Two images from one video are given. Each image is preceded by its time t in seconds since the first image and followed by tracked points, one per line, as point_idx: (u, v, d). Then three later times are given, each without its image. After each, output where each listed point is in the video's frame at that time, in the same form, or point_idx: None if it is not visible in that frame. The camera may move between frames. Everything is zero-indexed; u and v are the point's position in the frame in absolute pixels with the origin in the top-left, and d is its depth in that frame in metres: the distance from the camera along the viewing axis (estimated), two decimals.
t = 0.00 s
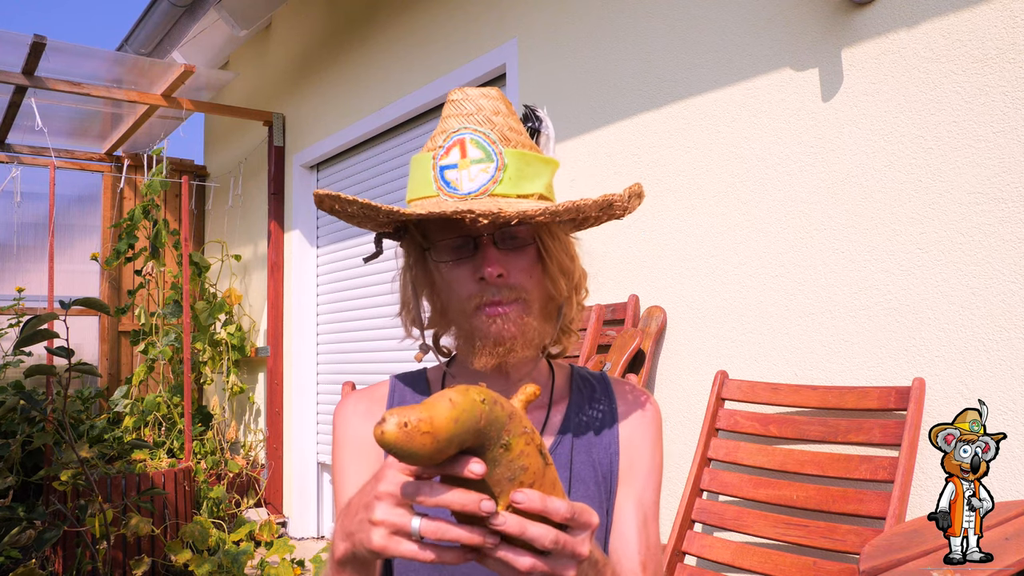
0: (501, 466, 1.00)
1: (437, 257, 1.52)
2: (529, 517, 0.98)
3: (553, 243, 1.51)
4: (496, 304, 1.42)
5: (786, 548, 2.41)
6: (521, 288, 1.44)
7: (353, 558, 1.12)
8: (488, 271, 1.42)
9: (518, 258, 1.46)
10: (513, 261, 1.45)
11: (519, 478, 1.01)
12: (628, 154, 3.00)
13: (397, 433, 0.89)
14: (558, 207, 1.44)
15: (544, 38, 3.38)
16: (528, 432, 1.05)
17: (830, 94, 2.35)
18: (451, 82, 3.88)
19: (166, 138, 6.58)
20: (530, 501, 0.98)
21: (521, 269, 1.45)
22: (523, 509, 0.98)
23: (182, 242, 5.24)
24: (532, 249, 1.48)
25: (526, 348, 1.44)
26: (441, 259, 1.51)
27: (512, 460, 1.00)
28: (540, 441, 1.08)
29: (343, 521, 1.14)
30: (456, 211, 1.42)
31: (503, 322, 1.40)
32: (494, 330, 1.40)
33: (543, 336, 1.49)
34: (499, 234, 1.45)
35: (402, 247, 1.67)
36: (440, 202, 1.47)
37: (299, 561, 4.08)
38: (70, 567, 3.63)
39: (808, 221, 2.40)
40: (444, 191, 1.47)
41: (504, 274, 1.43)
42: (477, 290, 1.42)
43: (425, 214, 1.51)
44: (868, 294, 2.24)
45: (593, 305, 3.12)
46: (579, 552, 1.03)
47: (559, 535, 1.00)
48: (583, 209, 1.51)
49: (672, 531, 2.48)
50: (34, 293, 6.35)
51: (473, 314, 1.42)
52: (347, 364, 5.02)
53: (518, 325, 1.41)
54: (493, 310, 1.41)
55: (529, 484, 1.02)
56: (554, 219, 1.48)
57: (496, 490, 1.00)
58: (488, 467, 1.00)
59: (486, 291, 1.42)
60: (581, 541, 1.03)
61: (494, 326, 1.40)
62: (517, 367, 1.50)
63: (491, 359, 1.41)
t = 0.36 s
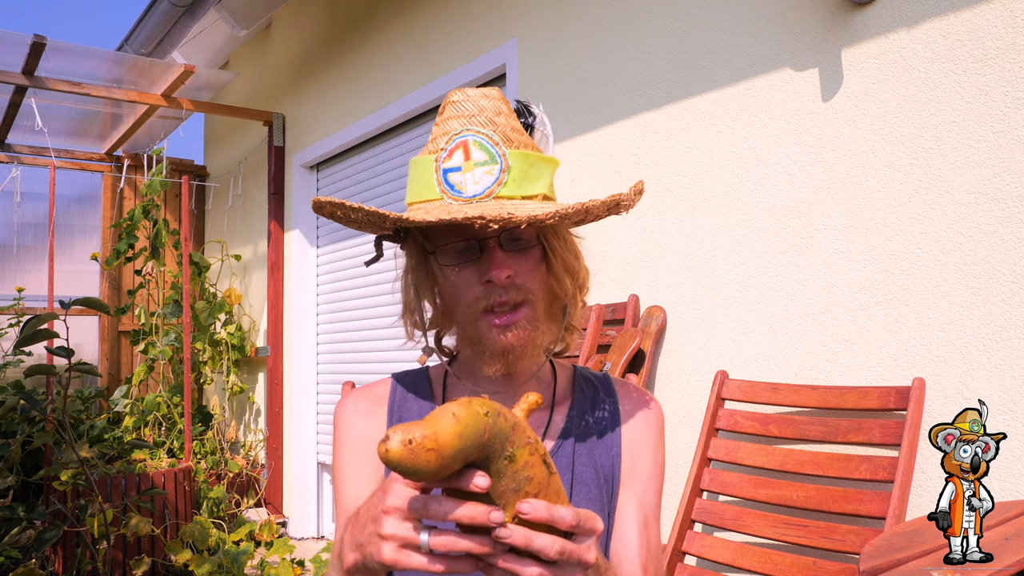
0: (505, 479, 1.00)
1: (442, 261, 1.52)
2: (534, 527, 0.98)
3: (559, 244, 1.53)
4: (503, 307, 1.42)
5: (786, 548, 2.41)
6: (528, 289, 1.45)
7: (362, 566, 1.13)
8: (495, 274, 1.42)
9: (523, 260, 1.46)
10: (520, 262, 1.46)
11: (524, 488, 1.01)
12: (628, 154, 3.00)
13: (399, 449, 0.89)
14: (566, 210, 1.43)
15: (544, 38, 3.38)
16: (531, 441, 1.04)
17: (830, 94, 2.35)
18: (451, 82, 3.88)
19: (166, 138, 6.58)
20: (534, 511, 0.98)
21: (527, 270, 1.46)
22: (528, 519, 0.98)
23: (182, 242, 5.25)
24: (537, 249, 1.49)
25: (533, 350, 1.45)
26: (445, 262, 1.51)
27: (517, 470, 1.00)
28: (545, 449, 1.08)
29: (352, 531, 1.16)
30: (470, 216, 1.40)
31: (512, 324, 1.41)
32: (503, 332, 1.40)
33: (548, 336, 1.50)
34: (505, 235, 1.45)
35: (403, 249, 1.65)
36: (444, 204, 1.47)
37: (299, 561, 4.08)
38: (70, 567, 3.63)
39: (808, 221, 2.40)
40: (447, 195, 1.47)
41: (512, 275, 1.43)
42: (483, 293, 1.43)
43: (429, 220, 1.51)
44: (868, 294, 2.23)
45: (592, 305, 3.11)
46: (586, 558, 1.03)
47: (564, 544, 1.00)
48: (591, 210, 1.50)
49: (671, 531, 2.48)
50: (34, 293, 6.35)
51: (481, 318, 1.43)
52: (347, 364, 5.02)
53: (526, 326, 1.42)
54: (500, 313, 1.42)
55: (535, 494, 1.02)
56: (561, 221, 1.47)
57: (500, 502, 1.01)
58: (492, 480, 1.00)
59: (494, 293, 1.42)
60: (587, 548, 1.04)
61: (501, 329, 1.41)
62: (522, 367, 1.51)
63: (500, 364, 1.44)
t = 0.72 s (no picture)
0: (518, 480, 0.99)
1: (442, 266, 1.50)
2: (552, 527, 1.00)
3: (556, 249, 1.53)
4: (503, 312, 1.43)
5: (786, 548, 2.41)
6: (527, 294, 1.44)
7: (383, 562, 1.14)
8: (495, 281, 1.41)
9: (524, 265, 1.45)
10: (520, 268, 1.44)
11: (536, 488, 1.01)
12: (628, 154, 3.00)
13: (424, 464, 0.87)
14: (563, 220, 1.41)
15: (544, 38, 3.38)
16: (534, 441, 1.05)
17: (830, 93, 2.35)
18: (451, 82, 3.88)
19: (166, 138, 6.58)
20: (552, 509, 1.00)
21: (527, 275, 1.45)
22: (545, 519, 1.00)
23: (182, 241, 5.25)
24: (536, 254, 1.48)
25: (533, 353, 1.46)
26: (444, 265, 1.49)
27: (526, 472, 1.00)
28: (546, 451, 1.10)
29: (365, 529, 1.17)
30: (467, 229, 1.38)
31: (511, 330, 1.41)
32: (502, 339, 1.41)
33: (547, 339, 1.51)
34: (504, 242, 1.43)
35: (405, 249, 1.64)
36: (443, 211, 1.47)
37: (299, 561, 4.08)
38: (71, 567, 3.63)
39: (808, 221, 2.40)
40: (446, 201, 1.47)
41: (512, 282, 1.43)
42: (484, 298, 1.42)
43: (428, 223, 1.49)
44: (868, 294, 2.24)
45: (592, 305, 3.11)
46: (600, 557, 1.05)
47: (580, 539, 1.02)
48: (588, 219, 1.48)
49: (671, 531, 2.48)
50: (34, 293, 6.34)
51: (481, 323, 1.43)
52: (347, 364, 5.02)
53: (525, 333, 1.42)
54: (500, 318, 1.42)
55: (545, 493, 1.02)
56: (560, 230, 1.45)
57: (514, 507, 0.99)
58: (505, 483, 0.98)
59: (494, 300, 1.42)
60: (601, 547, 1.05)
61: (501, 334, 1.41)
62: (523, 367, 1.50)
63: (499, 367, 1.45)
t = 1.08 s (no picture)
0: (523, 456, 1.00)
1: (445, 264, 1.50)
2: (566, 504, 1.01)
3: (558, 245, 1.53)
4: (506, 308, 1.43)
5: (786, 548, 2.41)
6: (530, 290, 1.45)
7: (379, 561, 1.14)
8: (497, 277, 1.41)
9: (526, 261, 1.46)
10: (521, 264, 1.45)
11: (540, 463, 1.03)
12: (628, 154, 3.00)
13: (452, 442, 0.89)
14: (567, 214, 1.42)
15: (544, 38, 3.38)
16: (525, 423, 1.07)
17: (830, 94, 2.35)
18: (451, 82, 3.88)
19: (166, 138, 6.57)
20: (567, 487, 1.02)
21: (529, 271, 1.46)
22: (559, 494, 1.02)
23: (182, 241, 5.25)
24: (537, 251, 1.48)
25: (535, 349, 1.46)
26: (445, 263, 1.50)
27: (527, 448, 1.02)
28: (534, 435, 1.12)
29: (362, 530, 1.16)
30: (468, 222, 1.39)
31: (514, 327, 1.41)
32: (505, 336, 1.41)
33: (549, 335, 1.51)
34: (506, 238, 1.44)
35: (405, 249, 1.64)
36: (445, 207, 1.47)
37: (299, 561, 4.07)
38: (71, 567, 3.63)
39: (808, 221, 2.40)
40: (448, 198, 1.47)
41: (514, 278, 1.43)
42: (486, 295, 1.42)
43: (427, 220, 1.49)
44: (868, 294, 2.24)
45: (592, 305, 3.11)
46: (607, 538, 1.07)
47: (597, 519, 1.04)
48: (591, 214, 1.48)
49: (671, 531, 2.48)
50: (34, 293, 6.34)
51: (484, 320, 1.43)
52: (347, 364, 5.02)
53: (528, 329, 1.42)
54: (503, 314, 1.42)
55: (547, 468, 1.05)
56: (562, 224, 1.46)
57: (527, 484, 1.00)
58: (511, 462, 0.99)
59: (496, 296, 1.42)
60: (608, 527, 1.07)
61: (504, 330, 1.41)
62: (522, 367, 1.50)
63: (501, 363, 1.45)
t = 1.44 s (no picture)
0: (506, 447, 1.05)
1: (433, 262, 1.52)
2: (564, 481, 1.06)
3: (544, 240, 1.49)
4: (493, 303, 1.43)
5: (786, 548, 2.41)
6: (517, 284, 1.44)
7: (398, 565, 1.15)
8: (483, 272, 1.41)
9: (512, 256, 1.45)
10: (508, 259, 1.44)
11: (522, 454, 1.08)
12: (628, 154, 3.00)
13: (462, 426, 0.92)
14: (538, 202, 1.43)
15: (544, 38, 3.38)
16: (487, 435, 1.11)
17: (830, 94, 2.35)
18: (451, 82, 3.88)
19: (166, 138, 6.57)
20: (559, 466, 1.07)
21: (516, 266, 1.45)
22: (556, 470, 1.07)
23: (182, 241, 5.25)
24: (525, 245, 1.47)
25: (528, 344, 1.44)
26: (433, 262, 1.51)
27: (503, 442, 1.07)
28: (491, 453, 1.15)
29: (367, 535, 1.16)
30: (442, 215, 1.43)
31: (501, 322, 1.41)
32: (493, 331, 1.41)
33: (545, 329, 1.49)
34: (489, 233, 1.45)
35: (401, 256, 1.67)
36: (429, 207, 1.48)
37: (299, 561, 4.07)
38: (70, 567, 3.63)
39: (808, 221, 2.40)
40: (433, 197, 1.48)
41: (501, 272, 1.43)
42: (473, 291, 1.43)
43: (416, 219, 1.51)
44: (868, 294, 2.23)
45: (592, 305, 3.11)
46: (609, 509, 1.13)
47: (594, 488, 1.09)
48: (566, 203, 1.49)
49: (671, 531, 2.48)
50: (34, 293, 6.34)
51: (473, 316, 1.43)
52: (347, 364, 5.02)
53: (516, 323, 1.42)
54: (491, 309, 1.43)
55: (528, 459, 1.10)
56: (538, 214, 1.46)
57: (525, 467, 1.04)
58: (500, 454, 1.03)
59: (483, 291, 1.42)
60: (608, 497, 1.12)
61: (491, 325, 1.41)
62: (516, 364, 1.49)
63: (494, 358, 1.43)
